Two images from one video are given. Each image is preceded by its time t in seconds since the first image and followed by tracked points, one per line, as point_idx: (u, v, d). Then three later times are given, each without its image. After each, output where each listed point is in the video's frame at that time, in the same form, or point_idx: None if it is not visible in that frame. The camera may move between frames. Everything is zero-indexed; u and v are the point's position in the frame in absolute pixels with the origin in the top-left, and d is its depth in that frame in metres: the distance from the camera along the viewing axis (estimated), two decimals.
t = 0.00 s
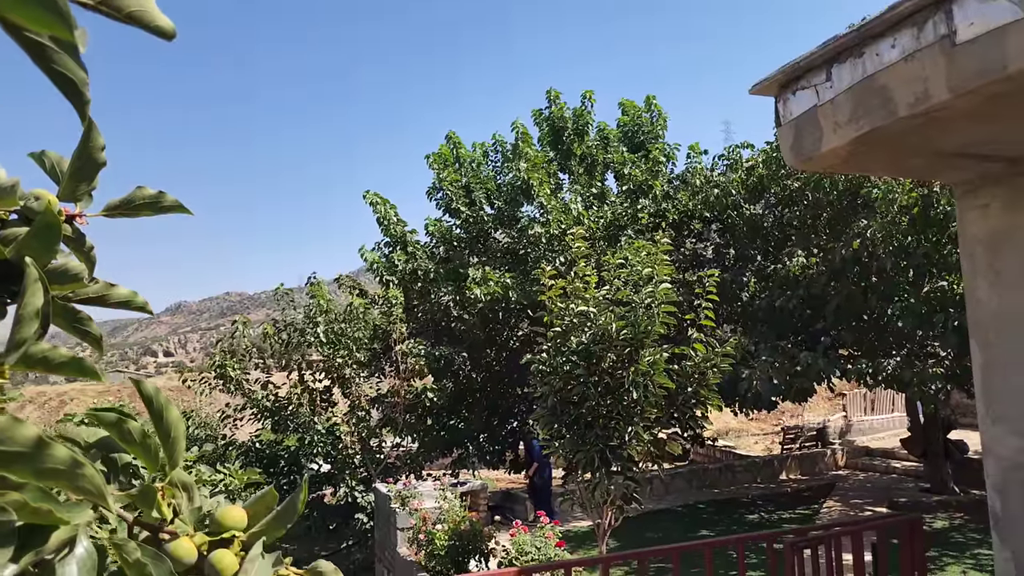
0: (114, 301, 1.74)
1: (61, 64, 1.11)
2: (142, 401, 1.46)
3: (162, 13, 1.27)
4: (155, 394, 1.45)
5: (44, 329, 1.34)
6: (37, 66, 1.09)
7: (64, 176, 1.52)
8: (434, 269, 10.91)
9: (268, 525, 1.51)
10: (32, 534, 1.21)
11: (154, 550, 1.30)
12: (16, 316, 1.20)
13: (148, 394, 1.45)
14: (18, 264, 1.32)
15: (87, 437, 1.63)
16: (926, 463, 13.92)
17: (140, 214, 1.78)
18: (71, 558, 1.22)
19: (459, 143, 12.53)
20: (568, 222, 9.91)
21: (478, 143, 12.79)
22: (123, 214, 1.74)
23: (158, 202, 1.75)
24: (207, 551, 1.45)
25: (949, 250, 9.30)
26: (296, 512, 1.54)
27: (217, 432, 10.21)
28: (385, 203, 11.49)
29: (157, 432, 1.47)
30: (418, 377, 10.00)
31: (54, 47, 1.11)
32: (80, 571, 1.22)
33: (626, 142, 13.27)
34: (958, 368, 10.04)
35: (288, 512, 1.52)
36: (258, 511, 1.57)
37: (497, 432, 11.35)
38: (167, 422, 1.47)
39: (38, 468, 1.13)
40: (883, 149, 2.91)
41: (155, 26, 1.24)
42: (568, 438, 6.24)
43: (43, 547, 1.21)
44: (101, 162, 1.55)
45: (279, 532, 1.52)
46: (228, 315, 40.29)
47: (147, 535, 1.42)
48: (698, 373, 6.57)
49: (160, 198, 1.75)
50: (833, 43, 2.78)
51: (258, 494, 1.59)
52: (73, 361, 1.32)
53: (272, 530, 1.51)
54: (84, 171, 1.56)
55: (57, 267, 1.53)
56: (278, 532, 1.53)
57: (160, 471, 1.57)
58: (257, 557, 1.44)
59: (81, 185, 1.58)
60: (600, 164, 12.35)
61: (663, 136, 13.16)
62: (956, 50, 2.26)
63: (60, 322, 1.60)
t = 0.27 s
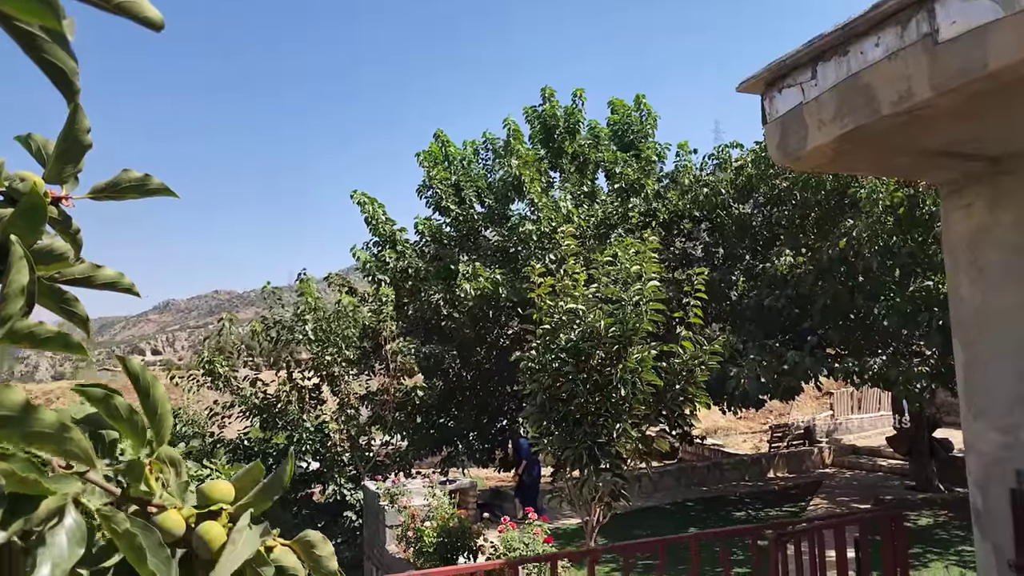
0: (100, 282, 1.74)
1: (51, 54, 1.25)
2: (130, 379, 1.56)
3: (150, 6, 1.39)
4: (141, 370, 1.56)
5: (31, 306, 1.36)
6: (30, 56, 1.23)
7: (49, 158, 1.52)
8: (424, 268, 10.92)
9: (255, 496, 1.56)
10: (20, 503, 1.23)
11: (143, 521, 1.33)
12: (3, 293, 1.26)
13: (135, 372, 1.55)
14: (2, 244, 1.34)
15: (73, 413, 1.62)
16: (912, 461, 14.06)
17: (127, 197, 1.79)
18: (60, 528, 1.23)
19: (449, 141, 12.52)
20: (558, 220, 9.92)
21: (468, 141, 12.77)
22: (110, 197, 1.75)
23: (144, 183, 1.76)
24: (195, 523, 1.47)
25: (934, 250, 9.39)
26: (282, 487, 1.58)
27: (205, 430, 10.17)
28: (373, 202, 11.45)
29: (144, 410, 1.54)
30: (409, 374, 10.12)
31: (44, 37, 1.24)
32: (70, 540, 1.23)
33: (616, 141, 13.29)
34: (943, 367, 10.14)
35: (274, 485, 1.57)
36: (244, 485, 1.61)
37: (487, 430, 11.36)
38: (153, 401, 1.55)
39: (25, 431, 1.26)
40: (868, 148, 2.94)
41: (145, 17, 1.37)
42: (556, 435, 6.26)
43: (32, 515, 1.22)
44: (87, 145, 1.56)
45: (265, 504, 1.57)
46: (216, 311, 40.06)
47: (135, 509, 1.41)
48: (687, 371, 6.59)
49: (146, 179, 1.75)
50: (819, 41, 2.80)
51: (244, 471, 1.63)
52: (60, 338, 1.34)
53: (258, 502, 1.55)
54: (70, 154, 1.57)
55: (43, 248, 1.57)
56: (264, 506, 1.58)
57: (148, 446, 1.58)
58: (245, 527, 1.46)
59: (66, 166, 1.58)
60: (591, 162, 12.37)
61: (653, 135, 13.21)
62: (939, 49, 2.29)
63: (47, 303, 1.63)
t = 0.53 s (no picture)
0: (88, 270, 1.73)
1: (42, 54, 1.23)
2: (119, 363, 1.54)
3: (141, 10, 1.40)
4: (130, 354, 1.54)
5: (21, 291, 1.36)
6: (21, 56, 1.22)
7: (38, 146, 1.52)
8: (418, 265, 10.91)
9: (245, 477, 1.46)
10: (10, 482, 1.25)
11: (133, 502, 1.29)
12: None
13: (124, 356, 1.53)
14: None
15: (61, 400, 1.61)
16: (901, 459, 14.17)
17: (114, 187, 1.77)
18: (49, 510, 1.19)
19: (442, 138, 12.50)
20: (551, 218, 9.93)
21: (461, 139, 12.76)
22: (97, 186, 1.73)
23: (133, 172, 1.75)
24: (185, 505, 1.41)
25: (922, 249, 9.46)
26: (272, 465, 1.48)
27: (196, 427, 10.16)
28: (366, 199, 11.42)
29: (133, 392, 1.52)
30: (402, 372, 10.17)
31: (33, 37, 1.23)
32: (59, 520, 1.18)
33: (610, 140, 13.30)
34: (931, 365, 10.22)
35: (263, 464, 1.47)
36: (234, 467, 1.49)
37: (479, 428, 11.00)
38: (142, 383, 1.55)
39: (14, 407, 1.27)
40: (856, 144, 2.96)
41: (135, 20, 1.38)
42: (547, 431, 6.26)
43: (20, 495, 1.23)
44: (77, 135, 1.55)
45: (256, 485, 1.47)
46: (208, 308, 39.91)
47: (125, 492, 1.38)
48: (677, 368, 6.62)
49: (135, 168, 1.74)
50: (808, 38, 2.83)
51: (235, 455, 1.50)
52: (50, 319, 1.36)
53: (249, 483, 1.46)
54: (59, 143, 1.56)
55: (32, 234, 1.58)
56: (254, 486, 1.48)
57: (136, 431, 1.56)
58: (234, 507, 1.38)
59: (55, 155, 1.57)
60: (585, 160, 12.39)
61: (647, 134, 13.24)
62: (925, 46, 2.31)
63: (35, 291, 1.61)
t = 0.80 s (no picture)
0: (70, 266, 1.72)
1: (21, 51, 1.24)
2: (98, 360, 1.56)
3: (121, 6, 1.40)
4: (110, 351, 1.56)
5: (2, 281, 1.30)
6: None
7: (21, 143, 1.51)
8: (408, 261, 10.83)
9: (223, 473, 1.45)
10: None
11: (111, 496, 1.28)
12: None
13: (103, 353, 1.56)
14: None
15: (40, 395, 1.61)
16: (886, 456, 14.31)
17: (100, 183, 1.76)
18: (26, 503, 1.18)
19: (433, 135, 12.46)
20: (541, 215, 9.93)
21: (451, 136, 12.72)
22: (83, 181, 1.71)
23: (118, 169, 1.73)
24: (162, 500, 1.40)
25: (908, 248, 9.53)
26: (250, 461, 1.48)
27: (182, 424, 10.10)
28: (358, 193, 11.36)
29: (111, 388, 1.54)
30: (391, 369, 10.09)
31: (13, 33, 1.22)
32: (35, 514, 1.17)
33: (602, 137, 13.28)
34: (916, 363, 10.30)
35: (242, 460, 1.46)
36: (213, 463, 1.48)
37: (468, 425, 11.16)
38: (121, 379, 1.57)
39: None
40: (840, 140, 2.98)
41: (115, 18, 1.38)
42: (534, 427, 6.27)
43: None
44: (61, 130, 1.54)
45: (233, 482, 1.45)
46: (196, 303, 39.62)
47: (103, 487, 1.37)
48: (664, 363, 6.62)
49: (120, 166, 1.73)
50: (794, 35, 2.83)
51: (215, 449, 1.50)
52: (29, 314, 1.39)
53: (227, 478, 1.45)
54: (44, 138, 1.55)
55: (15, 230, 1.56)
56: (232, 482, 1.46)
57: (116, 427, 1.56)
58: (212, 501, 1.39)
59: (38, 152, 1.56)
60: (575, 158, 12.37)
61: (638, 133, 13.26)
62: (908, 43, 2.33)
63: (17, 286, 1.61)
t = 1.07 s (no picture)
0: (46, 263, 1.72)
1: None
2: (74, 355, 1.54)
3: None
4: (85, 346, 1.54)
5: None
6: None
7: None
8: (397, 256, 10.84)
9: (194, 471, 1.46)
10: None
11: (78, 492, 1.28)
12: None
13: (79, 347, 1.54)
14: None
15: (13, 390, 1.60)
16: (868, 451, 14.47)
17: (78, 182, 1.75)
18: None
19: (421, 131, 12.41)
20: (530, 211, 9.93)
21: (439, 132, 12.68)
22: (60, 180, 1.70)
23: (96, 168, 1.72)
24: (132, 496, 1.38)
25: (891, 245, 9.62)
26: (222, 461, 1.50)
27: (167, 419, 10.03)
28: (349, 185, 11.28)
29: (85, 384, 1.50)
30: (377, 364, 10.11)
31: None
32: (2, 508, 1.17)
33: (592, 134, 13.26)
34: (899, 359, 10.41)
35: (213, 460, 1.48)
36: (184, 461, 1.51)
37: (455, 421, 11.13)
38: (95, 374, 1.53)
39: None
40: (822, 134, 3.01)
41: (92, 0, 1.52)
42: (520, 422, 6.29)
43: None
44: (41, 128, 1.53)
45: (205, 482, 1.47)
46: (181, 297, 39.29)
47: (73, 482, 1.36)
48: (648, 358, 6.66)
49: (99, 164, 1.71)
50: (777, 29, 2.86)
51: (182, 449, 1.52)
52: None
53: (198, 477, 1.46)
54: (22, 136, 1.53)
55: None
56: (204, 481, 1.48)
57: (88, 423, 1.55)
58: (183, 499, 1.37)
59: (18, 149, 1.53)
60: (564, 154, 12.37)
61: (627, 130, 13.28)
62: (889, 37, 2.35)
63: None
